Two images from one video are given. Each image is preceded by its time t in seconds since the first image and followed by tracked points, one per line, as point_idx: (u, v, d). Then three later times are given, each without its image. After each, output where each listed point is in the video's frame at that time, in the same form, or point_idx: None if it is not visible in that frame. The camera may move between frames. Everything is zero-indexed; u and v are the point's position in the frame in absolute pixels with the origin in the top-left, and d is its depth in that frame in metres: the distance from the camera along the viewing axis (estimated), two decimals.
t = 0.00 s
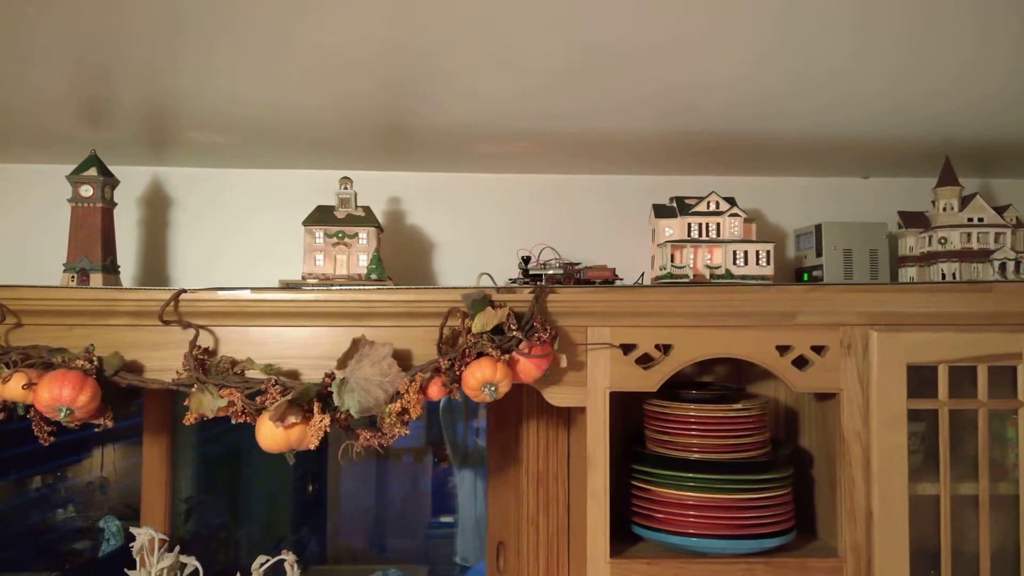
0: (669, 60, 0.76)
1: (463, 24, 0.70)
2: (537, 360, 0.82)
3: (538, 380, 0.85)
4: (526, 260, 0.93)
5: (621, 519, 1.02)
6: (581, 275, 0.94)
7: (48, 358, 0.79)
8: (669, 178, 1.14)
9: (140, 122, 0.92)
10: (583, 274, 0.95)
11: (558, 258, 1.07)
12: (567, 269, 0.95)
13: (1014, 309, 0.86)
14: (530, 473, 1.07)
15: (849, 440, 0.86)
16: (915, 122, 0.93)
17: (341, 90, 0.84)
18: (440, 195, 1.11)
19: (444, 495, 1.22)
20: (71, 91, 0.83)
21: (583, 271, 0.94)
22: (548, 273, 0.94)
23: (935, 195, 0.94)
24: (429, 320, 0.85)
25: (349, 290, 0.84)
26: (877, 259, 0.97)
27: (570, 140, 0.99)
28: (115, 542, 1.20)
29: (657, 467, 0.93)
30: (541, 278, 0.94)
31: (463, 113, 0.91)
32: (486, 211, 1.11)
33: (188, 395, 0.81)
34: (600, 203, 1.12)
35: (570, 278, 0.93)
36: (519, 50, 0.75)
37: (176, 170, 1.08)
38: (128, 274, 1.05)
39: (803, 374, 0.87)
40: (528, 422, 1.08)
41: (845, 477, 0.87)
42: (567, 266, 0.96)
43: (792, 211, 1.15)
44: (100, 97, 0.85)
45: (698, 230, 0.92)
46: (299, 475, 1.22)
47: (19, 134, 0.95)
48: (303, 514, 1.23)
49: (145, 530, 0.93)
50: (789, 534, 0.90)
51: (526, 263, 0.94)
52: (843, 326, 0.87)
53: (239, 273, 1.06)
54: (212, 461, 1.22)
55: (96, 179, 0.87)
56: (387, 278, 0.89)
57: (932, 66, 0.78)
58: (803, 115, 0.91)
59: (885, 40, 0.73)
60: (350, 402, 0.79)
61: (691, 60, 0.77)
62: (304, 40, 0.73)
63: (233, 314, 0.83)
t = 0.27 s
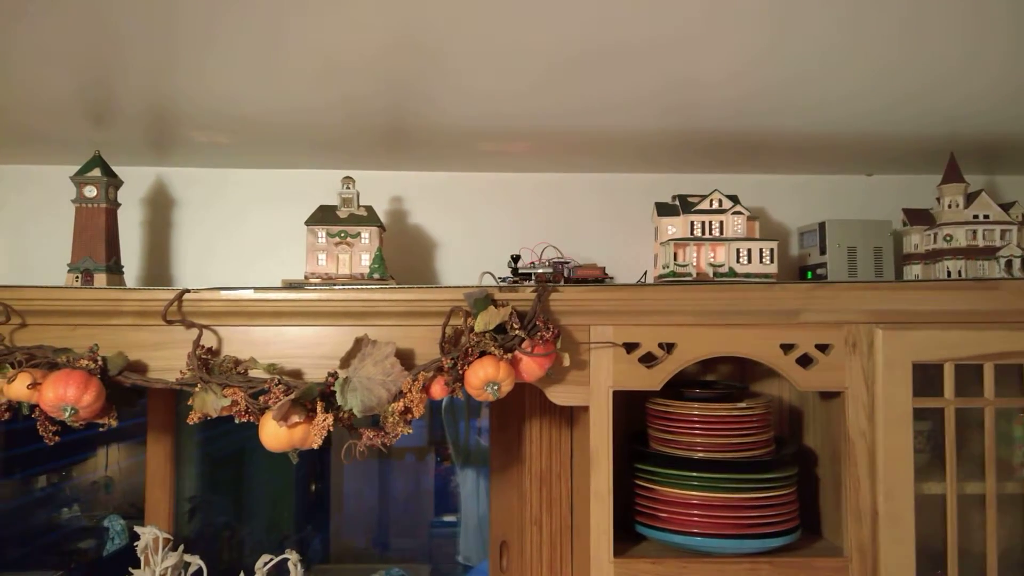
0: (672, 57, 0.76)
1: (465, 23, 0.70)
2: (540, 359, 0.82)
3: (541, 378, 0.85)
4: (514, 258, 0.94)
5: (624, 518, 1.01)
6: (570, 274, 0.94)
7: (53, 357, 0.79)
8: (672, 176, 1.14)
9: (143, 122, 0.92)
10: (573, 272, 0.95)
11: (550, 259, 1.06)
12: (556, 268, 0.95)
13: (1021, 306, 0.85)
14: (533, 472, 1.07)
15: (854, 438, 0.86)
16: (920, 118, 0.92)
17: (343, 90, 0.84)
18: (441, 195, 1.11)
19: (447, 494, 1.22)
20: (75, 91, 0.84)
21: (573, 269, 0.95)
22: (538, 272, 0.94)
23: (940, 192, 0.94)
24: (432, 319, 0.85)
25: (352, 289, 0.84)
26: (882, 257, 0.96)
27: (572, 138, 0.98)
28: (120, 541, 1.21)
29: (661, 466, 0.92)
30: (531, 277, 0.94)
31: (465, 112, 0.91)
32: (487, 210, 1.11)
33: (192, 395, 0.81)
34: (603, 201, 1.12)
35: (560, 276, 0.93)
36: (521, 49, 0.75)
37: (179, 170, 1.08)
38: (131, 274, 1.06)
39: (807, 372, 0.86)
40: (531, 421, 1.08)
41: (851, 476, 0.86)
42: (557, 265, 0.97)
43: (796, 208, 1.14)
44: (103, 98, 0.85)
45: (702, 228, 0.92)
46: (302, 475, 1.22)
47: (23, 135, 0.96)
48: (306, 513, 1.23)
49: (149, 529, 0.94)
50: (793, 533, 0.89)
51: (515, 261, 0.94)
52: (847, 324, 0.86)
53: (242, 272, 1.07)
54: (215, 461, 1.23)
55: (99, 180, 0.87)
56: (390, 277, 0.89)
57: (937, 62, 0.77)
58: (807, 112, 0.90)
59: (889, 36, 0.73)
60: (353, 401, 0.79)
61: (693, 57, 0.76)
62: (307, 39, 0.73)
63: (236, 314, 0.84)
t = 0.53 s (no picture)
0: (677, 53, 0.76)
1: (468, 19, 0.70)
2: (544, 357, 0.82)
3: (546, 376, 0.84)
4: (504, 258, 0.94)
5: (629, 517, 1.01)
6: (562, 272, 0.94)
7: (60, 356, 0.80)
8: (677, 173, 1.13)
9: (148, 122, 0.93)
10: (564, 269, 0.95)
11: (541, 259, 1.06)
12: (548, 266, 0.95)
13: None
14: (538, 470, 1.07)
15: (862, 436, 0.85)
16: (928, 113, 0.91)
17: (346, 88, 0.84)
18: (445, 193, 1.10)
19: (451, 493, 1.22)
20: (80, 90, 0.84)
21: (564, 266, 0.94)
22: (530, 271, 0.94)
23: (949, 187, 0.93)
24: (436, 317, 0.85)
25: (356, 288, 0.84)
26: (889, 253, 0.95)
27: (577, 135, 0.98)
28: (127, 539, 1.22)
29: (667, 464, 0.92)
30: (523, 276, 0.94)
31: (468, 109, 0.90)
32: (491, 208, 1.10)
33: (197, 393, 0.81)
34: (607, 199, 1.12)
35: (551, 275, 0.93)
36: (524, 46, 0.75)
37: (184, 170, 1.08)
38: (137, 274, 1.06)
39: (814, 370, 0.86)
40: (535, 420, 1.08)
41: (858, 474, 0.85)
42: (549, 262, 0.96)
43: (802, 205, 1.13)
44: (108, 97, 0.86)
45: (707, 225, 0.91)
46: (306, 473, 1.23)
47: (30, 135, 0.96)
48: (311, 512, 1.23)
49: (155, 527, 0.94)
50: (800, 532, 0.88)
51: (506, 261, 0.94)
52: (855, 321, 0.86)
53: (247, 272, 1.07)
54: (221, 460, 1.23)
55: (105, 179, 0.87)
56: (394, 275, 0.89)
57: (946, 55, 0.77)
58: (814, 107, 0.90)
59: (896, 29, 0.72)
60: (357, 399, 0.80)
61: (698, 52, 0.76)
62: (310, 37, 0.73)
63: (241, 313, 0.84)
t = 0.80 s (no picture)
0: (686, 49, 0.75)
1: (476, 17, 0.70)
2: (553, 354, 0.82)
3: (555, 374, 0.84)
4: (498, 257, 0.94)
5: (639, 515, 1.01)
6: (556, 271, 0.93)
7: (72, 354, 0.80)
8: (686, 170, 1.12)
9: (159, 122, 0.93)
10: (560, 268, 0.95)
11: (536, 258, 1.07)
12: (544, 264, 0.95)
13: None
14: (547, 468, 1.07)
15: (875, 435, 0.84)
16: (942, 107, 0.90)
17: (354, 87, 0.85)
18: (452, 191, 1.11)
19: (458, 492, 1.22)
20: (92, 90, 0.85)
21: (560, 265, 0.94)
22: (525, 270, 0.94)
23: (963, 183, 0.92)
24: (445, 315, 0.85)
25: (365, 286, 0.84)
26: (902, 250, 0.94)
27: (585, 132, 0.98)
28: (139, 536, 1.23)
29: (677, 463, 0.92)
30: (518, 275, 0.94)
31: (475, 107, 0.90)
32: (498, 206, 1.10)
33: (209, 391, 0.82)
34: (615, 196, 1.11)
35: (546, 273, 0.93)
36: (533, 43, 0.75)
37: (194, 169, 1.09)
38: (148, 273, 1.07)
39: (826, 368, 0.85)
40: (543, 418, 1.08)
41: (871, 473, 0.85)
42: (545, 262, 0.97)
43: (813, 201, 1.12)
44: (119, 97, 0.86)
45: (717, 222, 0.91)
46: (315, 471, 1.23)
47: (43, 136, 0.97)
48: (319, 509, 1.24)
49: (167, 523, 0.94)
50: (812, 531, 0.88)
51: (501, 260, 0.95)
52: (867, 318, 0.85)
53: (257, 270, 1.07)
54: (231, 457, 1.24)
55: (117, 179, 0.88)
56: (403, 274, 0.89)
57: (960, 49, 0.76)
58: (825, 102, 0.89)
59: (909, 22, 0.71)
60: (368, 396, 0.80)
61: (708, 48, 0.75)
62: (318, 36, 0.73)
63: (251, 311, 0.84)
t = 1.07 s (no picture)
0: (701, 47, 0.75)
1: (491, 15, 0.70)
2: (566, 353, 0.82)
3: (568, 373, 0.84)
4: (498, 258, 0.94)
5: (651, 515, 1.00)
6: (556, 269, 0.94)
7: (87, 351, 0.81)
8: (699, 168, 1.12)
9: (174, 120, 0.94)
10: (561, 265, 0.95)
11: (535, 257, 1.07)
12: (544, 262, 0.96)
13: None
14: (559, 467, 1.06)
15: (890, 436, 0.84)
16: (958, 105, 0.90)
17: (369, 85, 0.85)
18: (464, 189, 1.10)
19: (468, 491, 1.22)
20: (107, 88, 0.85)
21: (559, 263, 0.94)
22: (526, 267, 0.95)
23: (979, 182, 0.91)
24: (458, 313, 0.85)
25: (378, 283, 0.84)
26: (918, 249, 0.94)
27: (598, 131, 0.97)
28: (149, 533, 1.23)
29: (690, 463, 0.91)
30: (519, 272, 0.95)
31: (489, 105, 0.90)
32: (510, 204, 1.10)
33: (222, 388, 0.82)
34: (627, 195, 1.11)
35: (547, 271, 0.94)
36: (547, 41, 0.75)
37: (207, 167, 1.09)
38: (161, 271, 1.07)
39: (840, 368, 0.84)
40: (556, 416, 1.07)
41: (886, 474, 0.84)
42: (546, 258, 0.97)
43: (826, 200, 1.12)
44: (135, 94, 0.87)
45: (731, 221, 0.90)
46: (324, 469, 1.23)
47: (58, 133, 0.98)
48: (328, 508, 1.24)
49: (179, 520, 0.94)
50: (826, 532, 0.87)
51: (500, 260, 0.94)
52: (883, 318, 0.84)
53: (269, 268, 1.07)
54: (242, 455, 1.24)
55: (131, 176, 0.88)
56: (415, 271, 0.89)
57: (978, 46, 0.75)
58: (841, 100, 0.88)
59: (927, 20, 0.71)
60: (380, 394, 0.80)
61: (722, 47, 0.75)
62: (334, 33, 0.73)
63: (264, 308, 0.84)
